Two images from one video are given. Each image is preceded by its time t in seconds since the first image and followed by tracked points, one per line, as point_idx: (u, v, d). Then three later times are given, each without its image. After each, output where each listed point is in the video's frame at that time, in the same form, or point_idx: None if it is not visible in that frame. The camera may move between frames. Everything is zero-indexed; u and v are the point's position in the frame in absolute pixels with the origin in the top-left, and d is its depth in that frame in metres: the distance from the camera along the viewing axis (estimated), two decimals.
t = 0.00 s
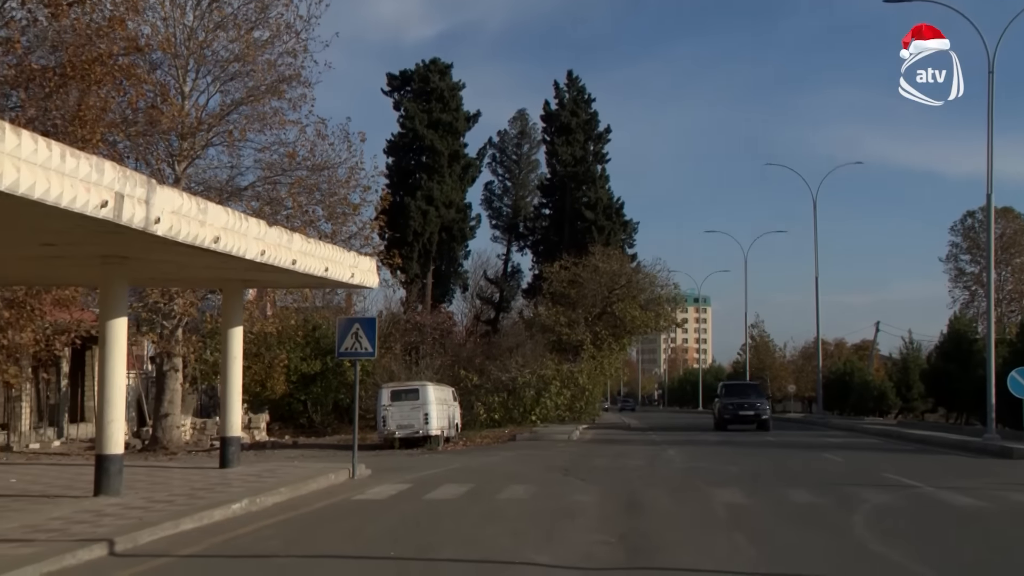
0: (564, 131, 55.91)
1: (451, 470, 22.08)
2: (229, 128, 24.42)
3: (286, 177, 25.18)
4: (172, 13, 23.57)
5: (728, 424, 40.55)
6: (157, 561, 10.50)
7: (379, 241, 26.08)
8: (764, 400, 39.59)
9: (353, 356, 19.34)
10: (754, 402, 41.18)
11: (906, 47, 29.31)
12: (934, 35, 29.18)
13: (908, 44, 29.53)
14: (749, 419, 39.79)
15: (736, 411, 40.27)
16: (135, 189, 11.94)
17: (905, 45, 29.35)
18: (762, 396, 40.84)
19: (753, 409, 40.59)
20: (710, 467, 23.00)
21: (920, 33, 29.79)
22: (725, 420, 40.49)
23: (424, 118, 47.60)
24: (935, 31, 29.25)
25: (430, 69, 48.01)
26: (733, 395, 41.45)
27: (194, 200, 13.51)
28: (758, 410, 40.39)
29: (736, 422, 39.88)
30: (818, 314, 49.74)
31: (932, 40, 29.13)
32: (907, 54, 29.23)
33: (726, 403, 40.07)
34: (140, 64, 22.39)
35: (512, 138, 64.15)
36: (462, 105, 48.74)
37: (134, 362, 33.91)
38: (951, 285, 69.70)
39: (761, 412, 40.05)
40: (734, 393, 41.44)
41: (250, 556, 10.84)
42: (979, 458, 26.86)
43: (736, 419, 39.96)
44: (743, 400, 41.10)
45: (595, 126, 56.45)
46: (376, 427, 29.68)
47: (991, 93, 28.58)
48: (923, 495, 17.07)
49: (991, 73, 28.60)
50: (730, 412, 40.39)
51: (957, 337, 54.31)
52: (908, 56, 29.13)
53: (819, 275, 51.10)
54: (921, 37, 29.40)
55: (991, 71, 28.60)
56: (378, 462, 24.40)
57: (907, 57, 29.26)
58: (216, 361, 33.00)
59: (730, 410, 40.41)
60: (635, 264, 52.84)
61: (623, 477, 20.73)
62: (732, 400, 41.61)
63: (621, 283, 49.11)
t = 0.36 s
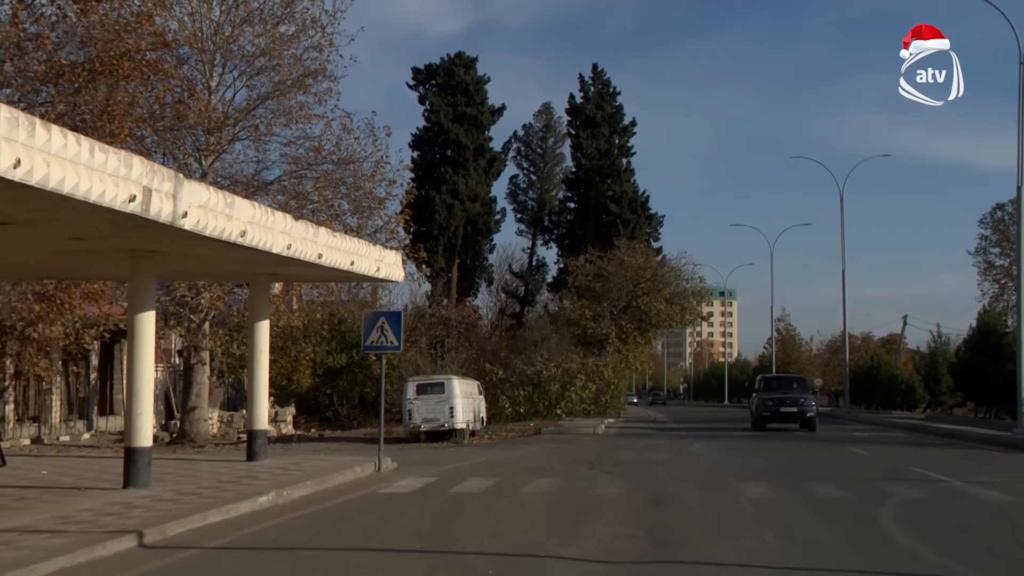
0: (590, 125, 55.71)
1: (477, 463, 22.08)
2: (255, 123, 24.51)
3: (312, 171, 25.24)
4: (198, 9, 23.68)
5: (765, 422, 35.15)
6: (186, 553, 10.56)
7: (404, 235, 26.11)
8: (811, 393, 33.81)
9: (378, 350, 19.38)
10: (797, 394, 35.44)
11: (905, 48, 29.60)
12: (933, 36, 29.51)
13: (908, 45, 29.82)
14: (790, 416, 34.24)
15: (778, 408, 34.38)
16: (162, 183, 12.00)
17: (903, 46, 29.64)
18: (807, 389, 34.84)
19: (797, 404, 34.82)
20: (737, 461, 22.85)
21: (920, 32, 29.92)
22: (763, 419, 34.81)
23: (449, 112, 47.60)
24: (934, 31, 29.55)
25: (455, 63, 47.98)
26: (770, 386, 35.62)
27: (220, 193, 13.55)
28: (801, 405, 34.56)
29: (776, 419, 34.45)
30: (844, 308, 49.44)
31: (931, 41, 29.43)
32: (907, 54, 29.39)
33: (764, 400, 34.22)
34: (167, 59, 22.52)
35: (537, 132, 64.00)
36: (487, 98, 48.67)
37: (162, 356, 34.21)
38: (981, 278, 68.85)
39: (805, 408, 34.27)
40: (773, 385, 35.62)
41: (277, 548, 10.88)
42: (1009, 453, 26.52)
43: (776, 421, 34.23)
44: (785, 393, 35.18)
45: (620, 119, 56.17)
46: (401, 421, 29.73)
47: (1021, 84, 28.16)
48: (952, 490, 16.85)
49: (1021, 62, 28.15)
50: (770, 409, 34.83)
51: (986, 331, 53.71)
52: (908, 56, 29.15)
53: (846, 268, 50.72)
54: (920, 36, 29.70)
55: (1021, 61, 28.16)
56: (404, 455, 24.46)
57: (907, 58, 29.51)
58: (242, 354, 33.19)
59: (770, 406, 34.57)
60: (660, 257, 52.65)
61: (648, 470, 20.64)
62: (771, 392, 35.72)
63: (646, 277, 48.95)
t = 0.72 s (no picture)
0: (615, 118, 55.45)
1: (502, 457, 22.06)
2: (281, 118, 24.59)
3: (338, 165, 25.30)
4: (225, 4, 23.80)
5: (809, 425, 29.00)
6: (214, 545, 10.63)
7: (429, 229, 26.13)
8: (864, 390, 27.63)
9: (404, 344, 19.40)
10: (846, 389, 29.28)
11: (905, 48, 30.50)
12: (932, 36, 30.42)
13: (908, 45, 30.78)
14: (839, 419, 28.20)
15: (823, 409, 28.27)
16: (190, 178, 12.06)
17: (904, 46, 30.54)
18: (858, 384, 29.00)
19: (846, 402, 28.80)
20: (763, 455, 22.70)
21: (920, 33, 30.67)
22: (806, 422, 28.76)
23: (474, 106, 47.61)
24: (934, 31, 30.41)
25: (480, 57, 47.96)
26: (813, 381, 29.52)
27: (247, 188, 13.62)
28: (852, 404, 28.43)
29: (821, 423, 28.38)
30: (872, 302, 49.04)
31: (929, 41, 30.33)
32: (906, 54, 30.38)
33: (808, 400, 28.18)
34: (195, 55, 22.65)
35: (562, 126, 63.85)
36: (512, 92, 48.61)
37: (190, 349, 34.48)
38: (1011, 271, 67.98)
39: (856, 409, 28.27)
40: (815, 379, 29.34)
41: (304, 541, 10.92)
42: None
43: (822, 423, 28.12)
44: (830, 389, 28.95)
45: (645, 113, 55.93)
46: (427, 415, 29.78)
47: None
48: (981, 485, 16.64)
49: None
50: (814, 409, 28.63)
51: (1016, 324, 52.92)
52: (908, 55, 29.88)
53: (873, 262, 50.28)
54: (920, 36, 30.52)
55: None
56: (430, 449, 24.49)
57: (907, 56, 30.51)
58: (269, 349, 33.41)
59: (814, 406, 28.42)
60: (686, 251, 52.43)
61: (674, 465, 20.54)
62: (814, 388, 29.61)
63: (672, 271, 48.74)
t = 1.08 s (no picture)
0: (641, 114, 55.28)
1: (529, 453, 22.04)
2: (308, 114, 24.63)
3: (364, 161, 25.35)
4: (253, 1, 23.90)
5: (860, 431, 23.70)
6: (244, 539, 10.69)
7: (456, 225, 26.15)
8: (929, 391, 22.42)
9: (431, 340, 19.39)
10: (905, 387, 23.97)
11: (906, 47, 30.30)
12: (933, 36, 30.21)
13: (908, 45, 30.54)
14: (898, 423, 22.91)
15: (878, 411, 23.05)
16: (218, 174, 12.12)
17: (904, 46, 30.34)
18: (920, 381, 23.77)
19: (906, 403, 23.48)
20: (790, 451, 22.51)
21: (919, 32, 30.46)
22: (855, 425, 23.64)
23: (500, 102, 47.57)
24: (935, 31, 30.21)
25: (507, 53, 47.90)
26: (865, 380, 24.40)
27: (275, 184, 13.67)
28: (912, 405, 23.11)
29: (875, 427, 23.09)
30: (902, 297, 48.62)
31: (931, 41, 30.05)
32: (906, 55, 30.18)
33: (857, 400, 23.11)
34: (223, 51, 22.81)
35: (588, 121, 63.68)
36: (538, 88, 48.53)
37: (219, 345, 34.76)
38: None
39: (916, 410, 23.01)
40: (866, 375, 24.10)
41: (332, 535, 10.96)
42: None
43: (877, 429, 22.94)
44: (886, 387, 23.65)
45: (672, 108, 55.64)
46: (454, 410, 29.81)
47: None
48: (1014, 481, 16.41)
49: None
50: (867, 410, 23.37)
51: None
52: (908, 55, 29.44)
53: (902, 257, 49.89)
54: (920, 36, 30.16)
55: None
56: (457, 445, 24.52)
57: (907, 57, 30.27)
58: (297, 344, 33.59)
59: (866, 408, 23.18)
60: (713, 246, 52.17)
61: (701, 460, 20.44)
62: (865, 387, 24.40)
63: (699, 266, 48.49)
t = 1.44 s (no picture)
0: (665, 108, 55.00)
1: (553, 448, 22.01)
2: (333, 109, 24.65)
3: (388, 156, 25.37)
4: None
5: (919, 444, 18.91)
6: (269, 533, 10.74)
7: (479, 220, 26.14)
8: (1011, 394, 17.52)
9: (455, 335, 19.38)
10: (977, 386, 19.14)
11: (907, 47, 30.07)
12: (934, 36, 29.93)
13: (908, 45, 30.22)
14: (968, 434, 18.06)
15: (942, 419, 18.22)
16: (243, 170, 12.16)
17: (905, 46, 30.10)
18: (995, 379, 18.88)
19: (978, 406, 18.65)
20: (815, 447, 22.34)
21: (920, 32, 30.14)
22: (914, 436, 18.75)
23: (524, 97, 47.53)
24: (935, 31, 29.95)
25: (530, 48, 47.82)
26: (925, 377, 19.51)
27: (300, 180, 13.71)
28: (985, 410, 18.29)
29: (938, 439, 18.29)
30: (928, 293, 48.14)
31: (932, 41, 29.78)
32: (907, 56, 29.92)
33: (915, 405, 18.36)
34: (247, 47, 22.92)
35: (612, 116, 63.44)
36: (562, 83, 48.40)
37: (244, 340, 35.00)
38: None
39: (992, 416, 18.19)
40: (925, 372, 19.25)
41: (357, 530, 10.98)
42: None
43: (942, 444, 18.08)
44: (953, 386, 18.86)
45: (696, 103, 55.34)
46: (478, 405, 29.85)
47: None
48: None
49: None
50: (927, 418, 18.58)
51: None
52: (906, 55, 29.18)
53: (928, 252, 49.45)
54: (920, 36, 29.85)
55: None
56: (480, 440, 24.53)
57: (907, 57, 29.98)
58: (321, 339, 33.77)
59: (927, 415, 18.35)
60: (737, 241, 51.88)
61: (725, 456, 20.34)
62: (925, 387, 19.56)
63: (723, 261, 48.24)
